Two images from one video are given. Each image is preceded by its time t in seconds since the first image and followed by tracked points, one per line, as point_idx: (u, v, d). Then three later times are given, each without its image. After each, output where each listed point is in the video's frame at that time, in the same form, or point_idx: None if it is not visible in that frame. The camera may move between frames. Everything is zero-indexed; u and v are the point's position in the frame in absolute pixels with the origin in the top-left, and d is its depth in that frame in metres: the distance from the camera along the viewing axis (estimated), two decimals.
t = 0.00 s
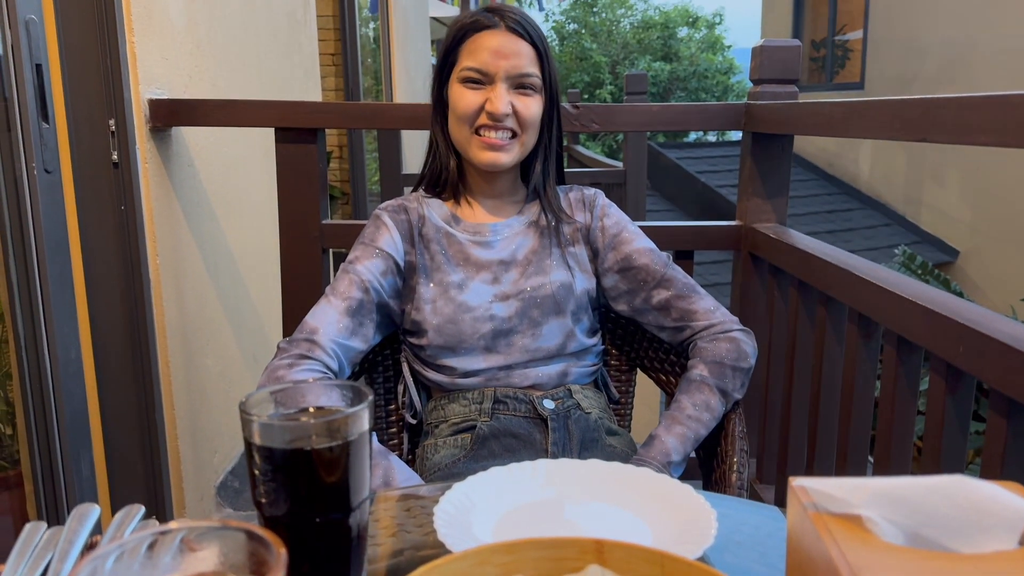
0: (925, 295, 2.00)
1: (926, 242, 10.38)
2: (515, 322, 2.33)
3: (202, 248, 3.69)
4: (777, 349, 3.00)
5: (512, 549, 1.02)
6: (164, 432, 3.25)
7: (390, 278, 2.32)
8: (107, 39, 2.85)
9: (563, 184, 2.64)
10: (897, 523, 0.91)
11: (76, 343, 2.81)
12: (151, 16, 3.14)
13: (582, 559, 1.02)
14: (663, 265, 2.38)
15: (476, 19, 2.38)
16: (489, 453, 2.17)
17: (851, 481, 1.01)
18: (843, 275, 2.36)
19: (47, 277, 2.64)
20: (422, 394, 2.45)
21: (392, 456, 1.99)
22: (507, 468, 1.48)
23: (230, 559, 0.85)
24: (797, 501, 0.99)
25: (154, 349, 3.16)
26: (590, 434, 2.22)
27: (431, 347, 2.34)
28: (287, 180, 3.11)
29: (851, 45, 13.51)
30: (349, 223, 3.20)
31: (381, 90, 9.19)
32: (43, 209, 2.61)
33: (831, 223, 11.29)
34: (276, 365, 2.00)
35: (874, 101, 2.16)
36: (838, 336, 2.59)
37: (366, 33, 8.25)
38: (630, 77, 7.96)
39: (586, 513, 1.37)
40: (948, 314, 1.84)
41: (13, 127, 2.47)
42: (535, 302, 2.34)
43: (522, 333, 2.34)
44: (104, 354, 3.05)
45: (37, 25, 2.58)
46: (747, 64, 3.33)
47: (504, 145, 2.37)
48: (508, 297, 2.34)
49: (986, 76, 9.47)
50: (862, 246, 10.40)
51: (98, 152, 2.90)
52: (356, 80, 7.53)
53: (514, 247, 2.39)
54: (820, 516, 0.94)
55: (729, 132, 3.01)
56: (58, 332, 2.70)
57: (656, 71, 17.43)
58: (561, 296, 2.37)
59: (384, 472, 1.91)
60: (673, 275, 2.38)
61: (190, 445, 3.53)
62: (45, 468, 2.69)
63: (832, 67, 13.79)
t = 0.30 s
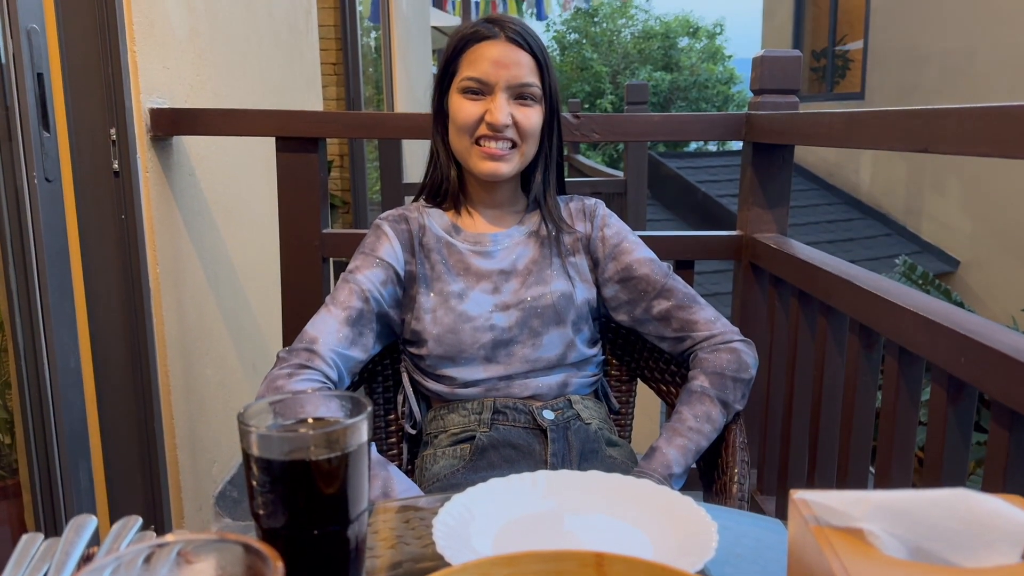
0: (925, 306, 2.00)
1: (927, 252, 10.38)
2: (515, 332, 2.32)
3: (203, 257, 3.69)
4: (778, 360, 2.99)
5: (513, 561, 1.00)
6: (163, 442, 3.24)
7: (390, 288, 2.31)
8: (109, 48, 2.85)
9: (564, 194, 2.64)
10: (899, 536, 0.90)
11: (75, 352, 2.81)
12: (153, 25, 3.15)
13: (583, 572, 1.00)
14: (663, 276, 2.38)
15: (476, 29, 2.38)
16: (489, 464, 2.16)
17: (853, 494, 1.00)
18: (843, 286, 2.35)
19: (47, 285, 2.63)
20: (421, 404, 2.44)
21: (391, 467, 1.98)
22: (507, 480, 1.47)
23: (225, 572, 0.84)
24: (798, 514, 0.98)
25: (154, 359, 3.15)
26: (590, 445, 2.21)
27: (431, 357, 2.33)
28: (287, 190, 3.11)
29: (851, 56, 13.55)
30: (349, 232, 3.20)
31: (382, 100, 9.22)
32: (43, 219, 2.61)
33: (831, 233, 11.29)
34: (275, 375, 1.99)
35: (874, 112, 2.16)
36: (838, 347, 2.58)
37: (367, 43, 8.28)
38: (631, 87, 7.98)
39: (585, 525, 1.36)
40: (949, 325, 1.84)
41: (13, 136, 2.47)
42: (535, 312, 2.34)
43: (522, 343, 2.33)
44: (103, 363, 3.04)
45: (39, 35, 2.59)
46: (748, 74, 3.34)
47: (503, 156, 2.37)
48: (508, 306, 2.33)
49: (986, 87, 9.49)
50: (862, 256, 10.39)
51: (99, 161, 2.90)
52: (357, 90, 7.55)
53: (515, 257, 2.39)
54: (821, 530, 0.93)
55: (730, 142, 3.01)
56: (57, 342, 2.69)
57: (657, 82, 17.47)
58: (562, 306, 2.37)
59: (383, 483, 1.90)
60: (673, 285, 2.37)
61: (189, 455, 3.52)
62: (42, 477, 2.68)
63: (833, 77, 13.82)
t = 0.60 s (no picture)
0: (925, 312, 2.00)
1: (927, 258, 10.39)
2: (515, 338, 2.33)
3: (203, 261, 3.69)
4: (778, 365, 3.00)
5: (512, 568, 0.99)
6: (163, 446, 3.24)
7: (390, 292, 2.32)
8: (110, 52, 2.86)
9: (564, 199, 2.65)
10: (898, 543, 0.90)
11: (75, 355, 2.81)
12: (154, 30, 3.15)
13: None
14: (663, 281, 2.38)
15: (476, 36, 2.39)
16: (488, 469, 2.16)
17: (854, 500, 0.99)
18: (843, 292, 2.36)
19: (48, 290, 2.64)
20: (421, 409, 2.45)
21: (391, 472, 1.98)
22: (507, 485, 1.47)
23: None
24: (799, 520, 0.98)
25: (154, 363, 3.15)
26: (590, 450, 2.22)
27: (431, 362, 2.34)
28: (288, 194, 3.12)
29: (851, 61, 13.56)
30: (349, 237, 3.20)
31: (383, 104, 9.24)
32: (45, 224, 2.61)
33: (831, 238, 11.30)
34: (276, 379, 1.99)
35: (874, 118, 2.16)
36: (838, 353, 2.58)
37: (368, 47, 8.29)
38: (631, 91, 7.98)
39: (583, 532, 1.36)
40: (949, 332, 1.84)
41: (14, 140, 2.48)
42: (536, 317, 2.34)
43: (523, 348, 2.33)
44: (103, 367, 3.05)
45: (41, 39, 2.59)
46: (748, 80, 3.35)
47: (504, 162, 2.38)
48: (509, 312, 2.34)
49: (986, 92, 9.51)
50: (862, 261, 10.40)
51: (100, 165, 2.91)
52: (357, 94, 7.56)
53: (515, 262, 2.39)
54: (820, 536, 0.93)
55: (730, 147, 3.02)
56: (58, 347, 2.70)
57: (657, 86, 17.48)
58: (562, 311, 2.37)
59: (383, 488, 1.90)
60: (674, 291, 2.38)
61: (189, 459, 3.52)
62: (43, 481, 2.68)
63: (833, 81, 13.81)
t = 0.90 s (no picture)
0: (925, 317, 2.00)
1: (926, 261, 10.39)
2: (515, 341, 2.33)
3: (203, 263, 3.69)
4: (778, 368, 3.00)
5: (514, 571, 0.99)
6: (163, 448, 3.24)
7: (391, 295, 2.32)
8: (111, 53, 2.86)
9: (565, 203, 2.65)
10: (897, 548, 0.90)
11: (75, 357, 2.81)
12: (155, 32, 3.16)
13: None
14: (664, 285, 2.38)
15: (475, 40, 2.40)
16: (488, 472, 2.17)
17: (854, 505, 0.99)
18: (843, 296, 2.36)
19: (49, 292, 2.64)
20: (421, 412, 2.45)
21: (391, 475, 1.98)
22: (507, 488, 1.48)
23: None
24: (798, 526, 0.98)
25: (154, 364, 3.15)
26: (589, 454, 2.22)
27: (431, 364, 2.34)
28: (288, 196, 3.12)
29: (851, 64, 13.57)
30: (350, 239, 3.21)
31: (383, 106, 9.25)
32: (45, 226, 2.61)
33: (830, 241, 11.31)
34: (276, 382, 1.98)
35: (874, 123, 2.17)
36: (838, 356, 2.59)
37: (368, 49, 8.29)
38: (631, 94, 7.99)
39: (583, 536, 1.37)
40: (948, 336, 1.84)
41: (14, 141, 2.48)
42: (536, 321, 2.34)
43: (523, 352, 2.34)
44: (103, 368, 3.05)
45: (42, 41, 2.60)
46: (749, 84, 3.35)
47: (505, 165, 2.38)
48: (509, 315, 2.34)
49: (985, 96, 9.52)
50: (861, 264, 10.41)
51: (100, 167, 2.91)
52: (358, 95, 7.57)
53: (516, 265, 2.39)
54: (820, 542, 0.93)
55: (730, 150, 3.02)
56: (58, 349, 2.70)
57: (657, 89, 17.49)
58: (562, 314, 2.37)
59: (382, 490, 1.90)
60: (674, 294, 2.38)
61: (189, 461, 3.52)
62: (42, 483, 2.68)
63: (833, 85, 13.83)
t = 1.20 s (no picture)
0: (921, 320, 2.01)
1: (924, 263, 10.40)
2: (513, 342, 2.33)
3: (202, 264, 3.69)
4: (775, 370, 3.00)
5: None
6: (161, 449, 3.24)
7: (390, 296, 2.32)
8: (110, 55, 2.86)
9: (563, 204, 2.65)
10: (892, 554, 0.90)
11: (73, 358, 2.81)
12: (155, 34, 3.16)
13: None
14: (663, 288, 2.39)
15: (472, 42, 2.40)
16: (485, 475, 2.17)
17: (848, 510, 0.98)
18: (840, 299, 2.36)
19: (47, 293, 2.64)
20: (418, 413, 2.45)
21: (389, 476, 1.98)
22: (503, 490, 1.48)
23: None
24: (793, 530, 0.95)
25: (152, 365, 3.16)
26: (585, 456, 2.22)
27: (429, 365, 2.34)
28: (287, 198, 3.12)
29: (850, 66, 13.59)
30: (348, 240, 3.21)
31: (382, 108, 9.24)
32: (44, 227, 2.62)
33: (829, 242, 11.32)
34: (276, 382, 1.98)
35: (872, 127, 2.17)
36: (835, 359, 2.59)
37: (368, 50, 8.29)
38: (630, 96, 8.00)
39: (579, 539, 1.37)
40: (944, 339, 1.85)
41: (14, 142, 2.48)
42: (533, 323, 2.35)
43: (520, 353, 2.34)
44: (100, 369, 3.05)
45: (41, 43, 2.60)
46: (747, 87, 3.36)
47: (505, 165, 2.38)
48: (507, 316, 2.34)
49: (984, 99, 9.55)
50: (860, 265, 10.42)
51: (99, 168, 2.91)
52: (357, 96, 7.57)
53: (515, 267, 2.40)
54: (815, 547, 0.91)
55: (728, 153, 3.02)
56: (56, 350, 2.70)
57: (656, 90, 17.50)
58: (560, 316, 2.37)
59: (380, 492, 1.91)
60: (673, 297, 2.38)
61: (186, 462, 3.52)
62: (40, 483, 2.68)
63: (832, 87, 13.84)
